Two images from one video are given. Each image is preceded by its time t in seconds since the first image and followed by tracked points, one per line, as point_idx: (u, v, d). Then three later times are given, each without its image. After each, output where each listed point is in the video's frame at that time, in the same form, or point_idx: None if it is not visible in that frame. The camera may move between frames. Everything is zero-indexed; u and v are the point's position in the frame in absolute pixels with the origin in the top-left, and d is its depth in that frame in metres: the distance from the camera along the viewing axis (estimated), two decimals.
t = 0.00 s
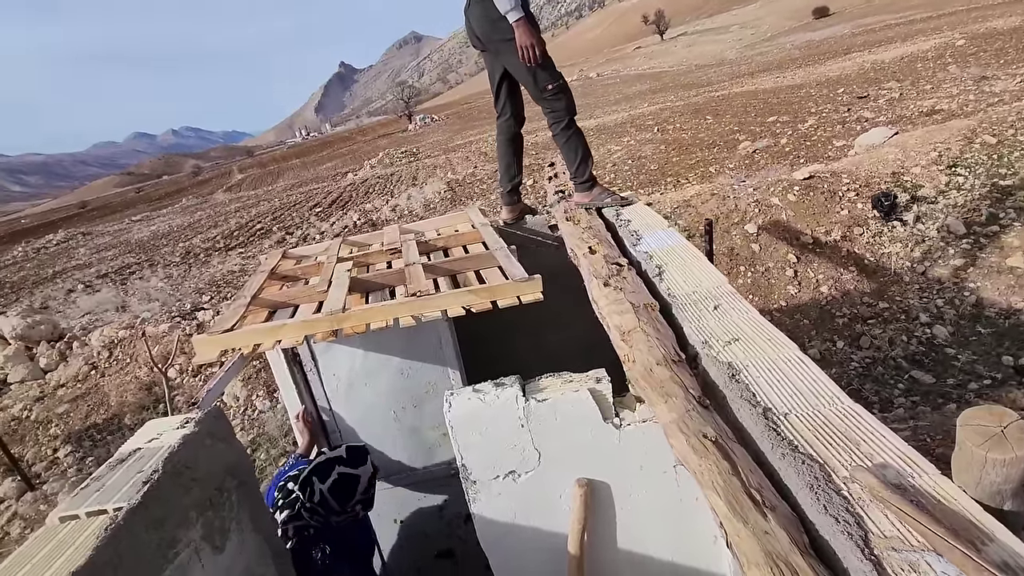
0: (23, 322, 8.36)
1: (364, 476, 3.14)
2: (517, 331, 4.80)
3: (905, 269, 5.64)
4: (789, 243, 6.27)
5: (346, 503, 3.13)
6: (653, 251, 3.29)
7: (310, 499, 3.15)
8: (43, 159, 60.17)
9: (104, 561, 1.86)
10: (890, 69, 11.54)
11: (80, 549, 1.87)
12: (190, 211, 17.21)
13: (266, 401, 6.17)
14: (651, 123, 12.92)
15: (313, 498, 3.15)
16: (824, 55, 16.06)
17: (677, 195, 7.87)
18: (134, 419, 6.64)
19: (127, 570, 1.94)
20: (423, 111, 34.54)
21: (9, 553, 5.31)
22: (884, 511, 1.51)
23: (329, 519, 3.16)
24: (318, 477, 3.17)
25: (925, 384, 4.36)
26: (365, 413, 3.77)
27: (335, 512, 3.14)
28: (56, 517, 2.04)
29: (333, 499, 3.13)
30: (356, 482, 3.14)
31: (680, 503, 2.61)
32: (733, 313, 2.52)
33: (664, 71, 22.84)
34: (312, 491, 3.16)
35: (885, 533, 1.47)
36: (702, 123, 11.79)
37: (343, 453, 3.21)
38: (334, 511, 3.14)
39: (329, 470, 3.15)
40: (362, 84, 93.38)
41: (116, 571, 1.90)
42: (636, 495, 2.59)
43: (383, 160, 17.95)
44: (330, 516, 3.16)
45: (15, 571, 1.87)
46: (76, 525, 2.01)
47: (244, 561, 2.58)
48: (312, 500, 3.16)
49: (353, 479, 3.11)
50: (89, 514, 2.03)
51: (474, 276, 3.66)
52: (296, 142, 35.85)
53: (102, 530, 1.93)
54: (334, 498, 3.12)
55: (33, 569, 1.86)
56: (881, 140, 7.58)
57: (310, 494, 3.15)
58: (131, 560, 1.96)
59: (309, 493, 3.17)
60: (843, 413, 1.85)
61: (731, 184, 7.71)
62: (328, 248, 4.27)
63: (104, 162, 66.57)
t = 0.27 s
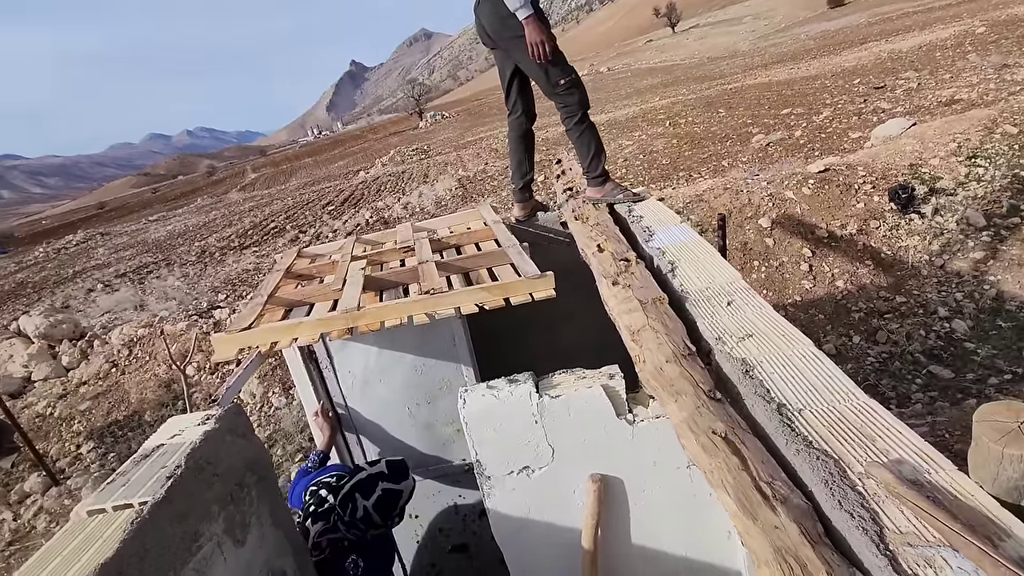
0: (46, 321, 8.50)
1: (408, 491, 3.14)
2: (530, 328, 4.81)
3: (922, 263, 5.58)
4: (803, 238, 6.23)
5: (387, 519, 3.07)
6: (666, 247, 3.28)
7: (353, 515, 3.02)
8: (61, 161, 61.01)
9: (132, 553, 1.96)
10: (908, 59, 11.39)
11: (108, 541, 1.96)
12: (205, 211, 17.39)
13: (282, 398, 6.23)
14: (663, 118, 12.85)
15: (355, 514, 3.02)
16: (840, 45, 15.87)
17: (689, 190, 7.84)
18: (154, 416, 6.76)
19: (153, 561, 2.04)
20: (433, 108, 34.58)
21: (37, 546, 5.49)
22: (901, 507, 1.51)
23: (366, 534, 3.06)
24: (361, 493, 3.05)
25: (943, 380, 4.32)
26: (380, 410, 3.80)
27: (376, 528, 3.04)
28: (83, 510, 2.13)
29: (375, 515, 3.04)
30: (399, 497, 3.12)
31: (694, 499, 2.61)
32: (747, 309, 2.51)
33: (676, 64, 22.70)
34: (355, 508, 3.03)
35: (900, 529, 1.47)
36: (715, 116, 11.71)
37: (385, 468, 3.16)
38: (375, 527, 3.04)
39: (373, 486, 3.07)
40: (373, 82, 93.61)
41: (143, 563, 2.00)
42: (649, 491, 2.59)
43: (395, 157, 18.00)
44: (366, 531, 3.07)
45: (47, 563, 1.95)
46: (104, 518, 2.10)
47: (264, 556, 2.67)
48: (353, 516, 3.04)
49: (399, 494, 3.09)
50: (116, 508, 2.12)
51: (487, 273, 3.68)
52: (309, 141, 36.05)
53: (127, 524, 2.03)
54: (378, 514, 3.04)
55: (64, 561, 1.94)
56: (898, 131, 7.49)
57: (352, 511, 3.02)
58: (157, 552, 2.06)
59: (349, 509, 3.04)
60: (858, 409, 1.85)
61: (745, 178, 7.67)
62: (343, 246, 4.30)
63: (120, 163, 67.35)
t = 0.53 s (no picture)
0: (65, 317, 8.58)
1: (420, 484, 3.08)
2: (541, 322, 4.80)
3: (942, 255, 5.49)
4: (818, 230, 6.17)
5: (400, 513, 3.03)
6: (678, 240, 3.24)
7: (365, 509, 3.02)
8: (77, 160, 61.68)
9: (149, 544, 1.99)
10: (926, 47, 11.21)
11: (126, 532, 2.01)
12: (220, 207, 17.52)
13: (296, 392, 6.27)
14: (676, 110, 12.75)
15: (368, 508, 3.03)
16: (857, 34, 15.65)
17: (702, 182, 7.79)
18: (171, 410, 6.84)
19: (170, 552, 2.07)
20: (444, 103, 34.57)
21: (60, 537, 5.62)
22: (922, 502, 1.48)
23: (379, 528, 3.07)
24: (373, 487, 3.05)
25: (963, 374, 4.26)
26: (392, 404, 3.80)
27: (389, 521, 3.03)
28: (103, 502, 2.18)
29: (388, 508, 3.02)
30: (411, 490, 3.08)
31: (708, 493, 2.59)
32: (762, 301, 2.48)
33: (689, 56, 22.50)
34: (367, 501, 3.03)
35: (921, 524, 1.45)
36: (728, 108, 11.60)
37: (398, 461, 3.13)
38: (388, 520, 3.03)
39: (385, 479, 3.05)
40: (384, 78, 93.72)
41: (160, 554, 2.03)
42: (663, 485, 2.57)
43: (406, 153, 18.01)
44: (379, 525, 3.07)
45: (68, 553, 2.02)
46: (122, 510, 2.15)
47: (279, 548, 2.70)
48: (365, 509, 3.04)
49: (410, 488, 3.04)
50: (134, 500, 2.17)
51: (498, 267, 3.66)
52: (320, 138, 36.19)
53: (145, 515, 2.07)
54: (390, 508, 3.01)
55: (84, 551, 2.00)
56: (917, 121, 7.38)
57: (364, 504, 3.03)
58: (174, 543, 2.09)
59: (362, 503, 3.05)
60: (876, 402, 1.82)
61: (759, 170, 7.59)
62: (355, 242, 4.31)
63: (135, 162, 67.99)
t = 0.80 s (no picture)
0: (79, 318, 8.65)
1: (421, 480, 3.14)
2: (548, 323, 4.80)
3: (954, 253, 5.43)
4: (828, 228, 6.13)
5: (403, 509, 3.08)
6: (685, 241, 3.23)
7: (368, 505, 3.05)
8: (89, 162, 62.25)
9: (159, 544, 2.01)
10: (939, 42, 11.09)
11: (137, 533, 2.03)
12: (230, 209, 17.64)
13: (306, 393, 6.30)
14: (684, 108, 12.69)
15: (371, 504, 3.06)
16: (868, 30, 15.51)
17: (710, 181, 7.76)
18: (183, 410, 6.90)
19: (180, 553, 2.08)
20: (452, 103, 34.60)
21: (75, 535, 5.70)
22: (926, 507, 1.47)
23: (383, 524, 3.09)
24: (376, 483, 3.08)
25: (975, 373, 4.21)
26: (400, 405, 3.81)
27: (392, 518, 3.07)
28: (114, 504, 2.21)
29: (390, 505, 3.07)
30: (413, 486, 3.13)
31: (713, 495, 2.58)
32: (768, 303, 2.47)
33: (698, 53, 22.40)
34: (370, 498, 3.06)
35: (925, 530, 1.44)
36: (737, 106, 11.54)
37: (398, 457, 3.18)
38: (391, 516, 3.07)
39: (387, 476, 3.09)
40: (392, 78, 93.93)
41: (171, 555, 2.05)
42: (669, 487, 2.57)
43: (414, 153, 18.05)
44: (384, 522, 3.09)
45: (80, 553, 2.04)
46: (133, 511, 2.17)
47: (288, 549, 2.72)
48: (369, 506, 3.07)
49: (412, 483, 3.09)
50: (144, 501, 2.20)
51: (504, 269, 3.66)
52: (329, 139, 36.34)
53: (156, 516, 2.09)
54: (393, 504, 3.06)
55: (96, 552, 2.02)
56: (929, 117, 7.30)
57: (368, 501, 3.06)
58: (184, 544, 2.11)
59: (365, 499, 3.08)
60: (882, 405, 1.81)
61: (768, 168, 7.55)
62: (362, 243, 4.32)
63: (147, 164, 68.55)
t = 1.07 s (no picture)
0: (91, 321, 8.71)
1: (420, 469, 3.24)
2: (557, 321, 4.80)
3: (966, 247, 5.39)
4: (836, 224, 6.10)
5: (405, 499, 3.19)
6: (693, 238, 3.22)
7: (371, 497, 3.18)
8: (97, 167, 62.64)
9: (175, 542, 2.03)
10: (947, 35, 11.00)
11: (154, 532, 2.04)
12: (238, 211, 17.72)
13: (315, 393, 6.33)
14: (690, 105, 12.65)
15: (373, 496, 3.18)
16: (875, 23, 15.42)
17: (717, 178, 7.74)
18: (194, 411, 6.94)
19: (196, 551, 2.10)
20: (456, 104, 34.62)
21: (89, 536, 5.74)
22: (942, 500, 1.47)
23: (387, 516, 3.19)
24: (376, 474, 3.21)
25: (988, 368, 4.19)
26: (410, 404, 3.82)
27: (395, 507, 3.18)
28: (131, 503, 2.23)
29: (392, 495, 3.19)
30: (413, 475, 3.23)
31: (725, 492, 2.58)
32: (778, 298, 2.46)
33: (702, 49, 22.33)
34: (372, 489, 3.19)
35: (941, 524, 1.43)
36: (743, 102, 11.49)
37: (397, 449, 3.30)
38: (394, 507, 3.18)
39: (386, 467, 3.22)
40: (396, 79, 94.07)
41: (187, 552, 2.06)
42: (680, 484, 2.56)
43: (420, 154, 18.07)
44: (388, 513, 3.19)
45: (98, 552, 2.05)
46: (149, 510, 2.19)
47: (301, 547, 2.74)
48: (371, 497, 3.19)
49: (411, 472, 3.20)
50: (160, 500, 2.22)
51: (512, 268, 3.67)
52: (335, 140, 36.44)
53: (171, 515, 2.11)
54: (394, 494, 3.18)
55: (114, 550, 2.04)
56: (938, 110, 7.24)
57: (370, 492, 3.18)
58: (200, 542, 2.13)
59: (368, 491, 3.20)
60: (895, 399, 1.80)
61: (775, 164, 7.52)
62: (370, 243, 4.33)
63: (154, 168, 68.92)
